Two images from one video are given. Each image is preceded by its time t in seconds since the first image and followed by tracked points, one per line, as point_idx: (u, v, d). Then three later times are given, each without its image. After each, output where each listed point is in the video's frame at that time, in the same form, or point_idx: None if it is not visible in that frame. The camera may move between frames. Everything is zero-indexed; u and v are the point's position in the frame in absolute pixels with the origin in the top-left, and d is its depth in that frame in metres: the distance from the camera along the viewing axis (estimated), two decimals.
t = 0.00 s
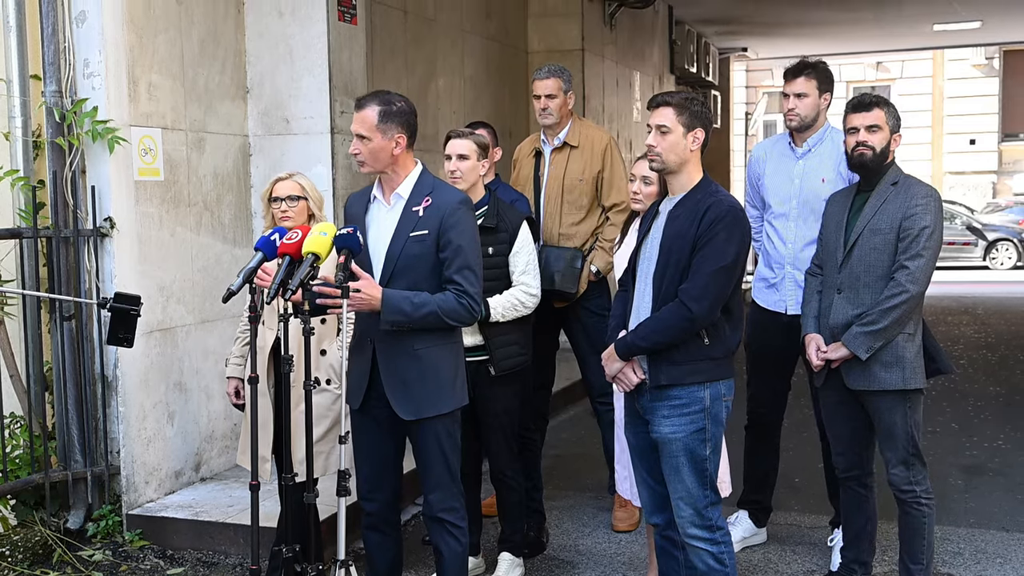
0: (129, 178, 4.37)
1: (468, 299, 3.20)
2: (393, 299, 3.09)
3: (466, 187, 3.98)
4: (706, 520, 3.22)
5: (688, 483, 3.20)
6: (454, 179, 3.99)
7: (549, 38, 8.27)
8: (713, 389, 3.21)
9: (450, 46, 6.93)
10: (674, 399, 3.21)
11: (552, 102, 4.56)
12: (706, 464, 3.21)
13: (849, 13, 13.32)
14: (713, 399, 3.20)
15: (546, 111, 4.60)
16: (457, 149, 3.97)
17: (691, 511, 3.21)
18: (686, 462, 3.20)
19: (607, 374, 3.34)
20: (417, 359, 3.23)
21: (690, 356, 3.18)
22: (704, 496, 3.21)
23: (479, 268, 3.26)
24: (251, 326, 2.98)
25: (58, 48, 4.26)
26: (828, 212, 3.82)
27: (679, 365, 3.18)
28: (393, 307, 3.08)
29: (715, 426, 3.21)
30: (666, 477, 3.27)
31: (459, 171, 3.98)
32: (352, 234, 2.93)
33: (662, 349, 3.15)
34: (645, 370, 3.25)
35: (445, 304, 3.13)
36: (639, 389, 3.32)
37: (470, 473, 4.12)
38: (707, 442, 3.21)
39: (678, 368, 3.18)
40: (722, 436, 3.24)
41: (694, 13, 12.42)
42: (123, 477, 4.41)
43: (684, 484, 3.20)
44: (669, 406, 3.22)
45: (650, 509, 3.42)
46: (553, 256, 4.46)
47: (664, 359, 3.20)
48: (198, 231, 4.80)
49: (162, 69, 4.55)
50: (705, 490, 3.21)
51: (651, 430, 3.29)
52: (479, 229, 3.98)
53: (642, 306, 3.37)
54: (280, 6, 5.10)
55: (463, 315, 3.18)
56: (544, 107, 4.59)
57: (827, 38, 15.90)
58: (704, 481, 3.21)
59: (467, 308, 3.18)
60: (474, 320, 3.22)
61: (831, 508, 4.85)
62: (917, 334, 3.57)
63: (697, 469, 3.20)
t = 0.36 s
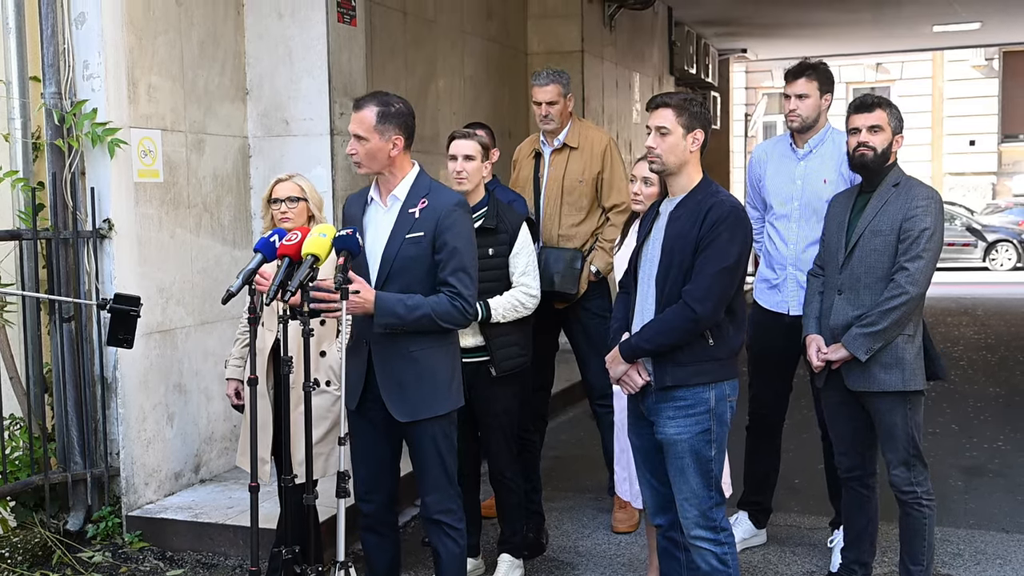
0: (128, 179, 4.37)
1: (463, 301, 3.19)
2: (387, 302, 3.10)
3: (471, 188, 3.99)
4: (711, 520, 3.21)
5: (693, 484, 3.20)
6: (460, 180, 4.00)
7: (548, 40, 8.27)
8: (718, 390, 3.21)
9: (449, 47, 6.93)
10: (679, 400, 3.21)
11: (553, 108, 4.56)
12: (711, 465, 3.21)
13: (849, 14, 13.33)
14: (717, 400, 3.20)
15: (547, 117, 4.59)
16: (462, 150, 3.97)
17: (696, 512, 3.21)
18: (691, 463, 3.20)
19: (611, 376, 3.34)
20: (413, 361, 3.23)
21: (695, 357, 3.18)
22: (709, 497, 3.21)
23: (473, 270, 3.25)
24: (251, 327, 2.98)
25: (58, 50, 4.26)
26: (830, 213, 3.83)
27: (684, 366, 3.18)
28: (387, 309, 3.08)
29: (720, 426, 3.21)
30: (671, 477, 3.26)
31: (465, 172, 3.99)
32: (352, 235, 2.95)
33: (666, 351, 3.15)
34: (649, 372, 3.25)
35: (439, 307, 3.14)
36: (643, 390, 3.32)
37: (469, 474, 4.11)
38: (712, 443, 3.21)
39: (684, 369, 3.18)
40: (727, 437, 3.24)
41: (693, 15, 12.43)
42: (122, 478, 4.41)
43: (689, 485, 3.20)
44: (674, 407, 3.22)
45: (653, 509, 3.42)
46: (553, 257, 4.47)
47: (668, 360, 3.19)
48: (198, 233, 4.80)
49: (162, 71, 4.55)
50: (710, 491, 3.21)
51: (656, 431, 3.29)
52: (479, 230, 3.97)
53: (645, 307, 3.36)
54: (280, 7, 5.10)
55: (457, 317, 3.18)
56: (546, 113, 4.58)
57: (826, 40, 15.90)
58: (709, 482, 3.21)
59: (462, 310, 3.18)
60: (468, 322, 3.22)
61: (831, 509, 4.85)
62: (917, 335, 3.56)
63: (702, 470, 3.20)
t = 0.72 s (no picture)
0: (126, 180, 4.36)
1: (452, 304, 3.17)
2: (376, 302, 3.10)
3: (471, 189, 3.97)
4: (710, 521, 3.21)
5: (692, 484, 3.20)
6: (460, 181, 3.97)
7: (546, 40, 8.27)
8: (717, 390, 3.21)
9: (447, 48, 6.94)
10: (678, 400, 3.21)
11: (554, 117, 4.55)
12: (710, 465, 3.21)
13: (847, 15, 13.34)
14: (717, 400, 3.20)
15: (549, 125, 4.59)
16: (463, 150, 3.97)
17: (695, 512, 3.21)
18: (690, 464, 3.20)
19: (611, 376, 3.34)
20: (406, 364, 3.22)
21: (694, 357, 3.18)
22: (708, 497, 3.21)
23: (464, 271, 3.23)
24: (248, 328, 2.97)
25: (55, 51, 4.26)
26: (828, 213, 3.82)
27: (683, 366, 3.18)
28: (376, 309, 3.08)
29: (719, 426, 3.21)
30: (670, 478, 3.26)
31: (466, 173, 3.97)
32: (349, 236, 3.01)
33: (665, 351, 3.15)
34: (648, 373, 3.25)
35: (428, 309, 3.11)
36: (642, 390, 3.32)
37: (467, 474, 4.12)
38: (712, 443, 3.21)
39: (683, 369, 3.18)
40: (727, 437, 3.24)
41: (692, 15, 12.43)
42: (119, 479, 4.41)
43: (688, 486, 3.20)
44: (673, 408, 3.22)
45: (652, 510, 3.41)
46: (558, 258, 4.49)
47: (668, 360, 3.19)
48: (196, 234, 4.79)
49: (159, 72, 4.55)
50: (709, 492, 3.21)
51: (655, 431, 3.29)
52: (476, 231, 3.97)
53: (644, 308, 3.36)
54: (278, 8, 5.10)
55: (446, 319, 3.16)
56: (549, 120, 4.57)
57: (825, 40, 15.91)
58: (708, 483, 3.21)
59: (450, 313, 3.16)
60: (457, 326, 3.20)
61: (829, 510, 4.85)
62: (911, 335, 3.56)
63: (702, 471, 3.20)
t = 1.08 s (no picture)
0: (124, 179, 4.36)
1: (454, 300, 3.19)
2: (378, 296, 3.09)
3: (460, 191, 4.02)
4: (709, 519, 3.21)
5: (690, 482, 3.20)
6: (452, 183, 4.00)
7: (545, 38, 8.26)
8: (715, 388, 3.21)
9: (446, 47, 6.93)
10: (676, 398, 3.21)
11: (557, 105, 4.55)
12: (709, 463, 3.21)
13: (846, 13, 13.34)
14: (715, 399, 3.20)
15: (552, 114, 4.60)
16: (453, 153, 4.00)
17: (693, 510, 3.20)
18: (689, 462, 3.20)
19: (609, 374, 3.34)
20: (405, 360, 3.23)
21: (691, 356, 3.18)
22: (706, 495, 3.21)
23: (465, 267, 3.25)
24: (245, 327, 2.97)
25: (53, 49, 4.25)
26: (826, 211, 3.82)
27: (681, 365, 3.18)
28: (378, 303, 3.08)
29: (717, 425, 3.21)
30: (669, 476, 3.26)
31: (457, 175, 4.00)
32: (347, 234, 2.94)
33: (663, 349, 3.15)
34: (647, 371, 3.25)
35: (430, 304, 3.12)
36: (641, 389, 3.32)
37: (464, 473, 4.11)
38: (710, 442, 3.21)
39: (681, 367, 3.18)
40: (725, 435, 3.24)
41: (690, 13, 12.43)
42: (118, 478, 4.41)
43: (686, 484, 3.20)
44: (671, 406, 3.22)
45: (651, 508, 3.41)
46: (562, 258, 4.49)
47: (666, 359, 3.19)
48: (194, 233, 4.79)
49: (157, 71, 4.55)
50: (707, 490, 3.21)
51: (654, 430, 3.29)
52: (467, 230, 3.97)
53: (643, 305, 3.36)
54: (276, 7, 5.09)
55: (447, 315, 3.17)
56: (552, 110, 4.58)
57: (823, 38, 15.90)
58: (707, 481, 3.21)
59: (452, 309, 3.18)
60: (458, 322, 3.22)
61: (827, 508, 4.85)
62: (909, 333, 3.57)
63: (700, 469, 3.20)
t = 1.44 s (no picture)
0: (123, 178, 4.36)
1: (454, 296, 3.19)
2: (381, 284, 3.09)
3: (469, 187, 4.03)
4: (707, 516, 3.21)
5: (689, 479, 3.20)
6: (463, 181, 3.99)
7: (544, 36, 8.26)
8: (714, 385, 3.21)
9: (445, 44, 6.92)
10: (675, 395, 3.21)
11: (539, 92, 4.57)
12: (707, 460, 3.21)
13: (846, 10, 13.33)
14: (714, 396, 3.20)
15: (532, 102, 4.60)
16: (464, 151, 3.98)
17: (692, 507, 3.20)
18: (687, 459, 3.20)
19: (608, 371, 3.34)
20: (404, 357, 3.23)
21: (691, 353, 3.18)
22: (705, 493, 3.21)
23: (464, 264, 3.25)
24: (245, 325, 2.96)
25: (52, 48, 4.25)
26: (826, 208, 3.82)
27: (680, 362, 3.18)
28: (381, 290, 3.07)
29: (716, 422, 3.21)
30: (668, 473, 3.26)
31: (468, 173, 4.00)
32: (346, 232, 2.94)
33: (662, 346, 3.15)
34: (646, 367, 3.25)
35: (431, 298, 3.12)
36: (640, 385, 3.32)
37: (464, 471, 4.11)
38: (709, 439, 3.21)
39: (680, 365, 3.18)
40: (724, 432, 3.24)
41: (690, 10, 12.41)
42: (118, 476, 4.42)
43: (685, 481, 3.20)
44: (671, 403, 3.22)
45: (650, 505, 3.41)
46: (548, 254, 4.48)
47: (665, 356, 3.19)
48: (194, 231, 4.79)
49: (156, 69, 4.55)
50: (706, 487, 3.21)
51: (653, 427, 3.29)
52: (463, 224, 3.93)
53: (642, 302, 3.37)
54: (275, 5, 5.09)
55: (447, 311, 3.17)
56: (530, 96, 4.60)
57: (824, 35, 15.89)
58: (706, 478, 3.21)
59: (453, 305, 3.18)
60: (458, 318, 3.21)
61: (827, 505, 4.85)
62: (909, 330, 3.57)
63: (699, 466, 3.20)
